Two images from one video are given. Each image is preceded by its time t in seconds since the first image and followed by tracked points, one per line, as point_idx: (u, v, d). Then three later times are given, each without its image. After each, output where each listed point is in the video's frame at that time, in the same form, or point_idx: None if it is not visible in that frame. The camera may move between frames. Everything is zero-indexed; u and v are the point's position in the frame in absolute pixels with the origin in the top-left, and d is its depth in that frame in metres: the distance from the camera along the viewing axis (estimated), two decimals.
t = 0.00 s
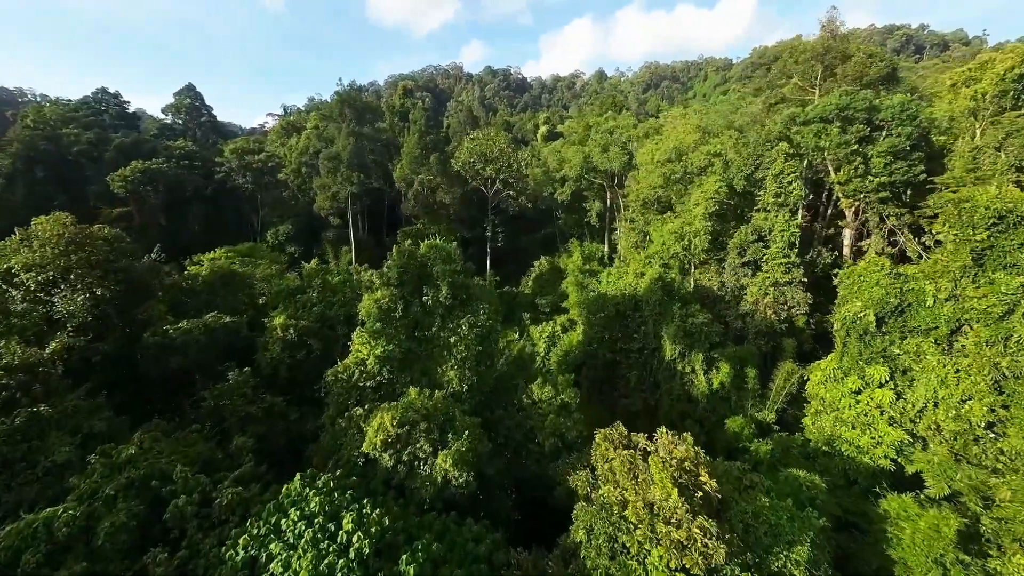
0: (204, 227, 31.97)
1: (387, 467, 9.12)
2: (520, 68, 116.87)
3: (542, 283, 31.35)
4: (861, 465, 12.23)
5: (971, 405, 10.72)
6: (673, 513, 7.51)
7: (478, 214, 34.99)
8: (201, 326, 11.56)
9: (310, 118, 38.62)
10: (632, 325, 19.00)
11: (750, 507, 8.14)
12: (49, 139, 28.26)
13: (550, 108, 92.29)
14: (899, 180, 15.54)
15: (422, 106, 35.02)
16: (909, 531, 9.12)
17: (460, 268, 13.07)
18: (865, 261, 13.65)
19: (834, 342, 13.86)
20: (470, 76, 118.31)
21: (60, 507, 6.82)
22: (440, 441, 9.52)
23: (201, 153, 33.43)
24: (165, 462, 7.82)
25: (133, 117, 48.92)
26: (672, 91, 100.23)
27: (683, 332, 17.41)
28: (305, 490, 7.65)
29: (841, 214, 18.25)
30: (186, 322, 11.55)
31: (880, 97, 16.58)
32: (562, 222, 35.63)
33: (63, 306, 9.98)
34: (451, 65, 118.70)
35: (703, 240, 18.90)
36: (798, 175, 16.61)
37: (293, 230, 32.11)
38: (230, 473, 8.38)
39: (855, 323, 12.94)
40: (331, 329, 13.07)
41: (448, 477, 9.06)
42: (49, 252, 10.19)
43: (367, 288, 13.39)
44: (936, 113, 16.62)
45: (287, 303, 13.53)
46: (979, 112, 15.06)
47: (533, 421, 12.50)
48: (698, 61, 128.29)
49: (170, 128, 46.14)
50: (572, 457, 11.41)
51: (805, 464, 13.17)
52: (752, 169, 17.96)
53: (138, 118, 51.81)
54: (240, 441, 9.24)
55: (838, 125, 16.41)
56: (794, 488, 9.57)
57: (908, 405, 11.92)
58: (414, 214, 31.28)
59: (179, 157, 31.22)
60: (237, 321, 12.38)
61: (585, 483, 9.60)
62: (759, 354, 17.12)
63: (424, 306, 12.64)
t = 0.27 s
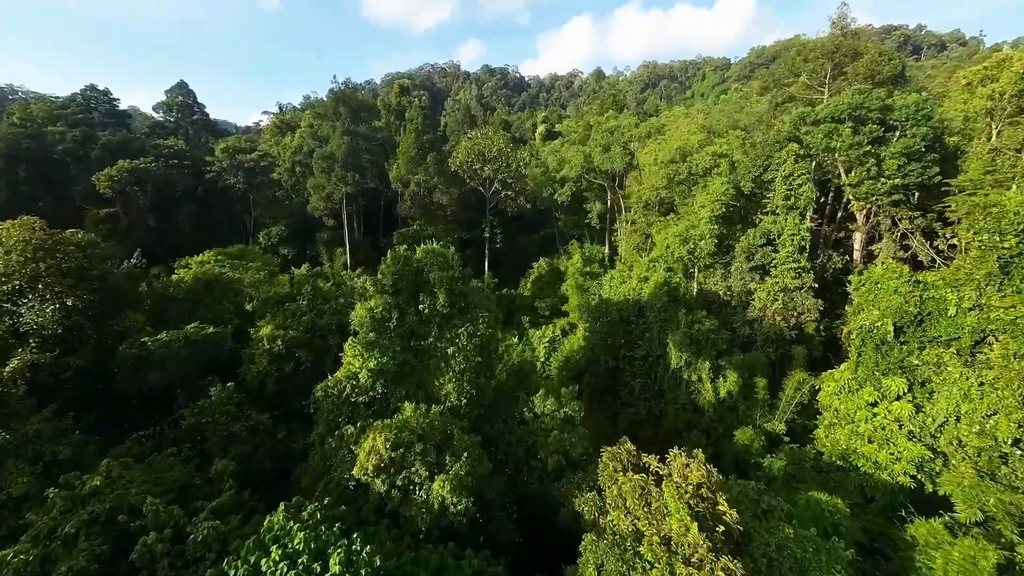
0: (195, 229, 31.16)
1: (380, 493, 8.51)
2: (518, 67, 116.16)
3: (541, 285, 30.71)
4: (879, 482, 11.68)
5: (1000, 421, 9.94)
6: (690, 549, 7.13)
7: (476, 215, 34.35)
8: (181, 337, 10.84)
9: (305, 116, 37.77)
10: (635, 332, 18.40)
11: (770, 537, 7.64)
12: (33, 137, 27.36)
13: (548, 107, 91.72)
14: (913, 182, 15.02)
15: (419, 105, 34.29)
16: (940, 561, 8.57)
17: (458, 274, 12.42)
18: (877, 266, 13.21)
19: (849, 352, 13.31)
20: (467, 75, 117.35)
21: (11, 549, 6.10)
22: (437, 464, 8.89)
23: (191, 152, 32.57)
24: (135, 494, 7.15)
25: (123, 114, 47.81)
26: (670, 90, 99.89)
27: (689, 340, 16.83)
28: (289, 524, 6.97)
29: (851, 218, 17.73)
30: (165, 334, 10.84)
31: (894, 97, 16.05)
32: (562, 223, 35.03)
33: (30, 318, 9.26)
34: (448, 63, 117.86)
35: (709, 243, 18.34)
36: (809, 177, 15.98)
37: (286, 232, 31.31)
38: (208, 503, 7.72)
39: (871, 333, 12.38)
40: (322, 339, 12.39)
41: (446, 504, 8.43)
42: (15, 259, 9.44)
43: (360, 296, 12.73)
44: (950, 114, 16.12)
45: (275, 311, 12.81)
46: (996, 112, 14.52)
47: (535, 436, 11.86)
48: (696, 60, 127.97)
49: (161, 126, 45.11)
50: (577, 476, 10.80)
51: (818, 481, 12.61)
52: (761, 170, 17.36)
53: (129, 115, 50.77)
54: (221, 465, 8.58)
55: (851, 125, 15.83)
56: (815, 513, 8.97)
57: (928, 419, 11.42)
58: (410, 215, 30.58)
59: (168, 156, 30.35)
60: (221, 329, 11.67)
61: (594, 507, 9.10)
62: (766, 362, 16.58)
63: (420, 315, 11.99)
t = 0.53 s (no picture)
0: (187, 230, 30.38)
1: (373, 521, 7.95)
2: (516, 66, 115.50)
3: (541, 288, 30.15)
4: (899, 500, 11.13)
5: None
6: None
7: (475, 216, 33.74)
8: (161, 349, 10.18)
9: (300, 115, 37.02)
10: (640, 338, 17.84)
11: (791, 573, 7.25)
12: (17, 135, 26.52)
13: (546, 106, 91.12)
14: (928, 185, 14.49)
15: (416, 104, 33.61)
16: None
17: (457, 281, 11.84)
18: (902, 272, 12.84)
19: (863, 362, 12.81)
20: (465, 74, 116.60)
21: None
22: (433, 488, 8.33)
23: (182, 151, 31.78)
24: (102, 529, 6.52)
25: (114, 112, 46.84)
26: (668, 90, 99.52)
27: (695, 347, 16.29)
28: (271, 562, 6.35)
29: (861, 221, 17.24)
30: (144, 346, 10.18)
31: (907, 96, 15.57)
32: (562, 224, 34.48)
33: None
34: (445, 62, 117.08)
35: (715, 246, 17.83)
36: (820, 179, 15.45)
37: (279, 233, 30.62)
38: (184, 536, 7.08)
39: (888, 342, 11.87)
40: (313, 349, 11.76)
41: (443, 533, 7.84)
42: None
43: (354, 304, 12.12)
44: (963, 114, 15.66)
45: (263, 320, 12.17)
46: (1012, 112, 14.07)
47: (538, 452, 11.26)
48: (694, 60, 127.77)
49: (152, 124, 44.23)
50: (582, 496, 10.22)
51: (833, 498, 12.07)
52: (769, 172, 16.82)
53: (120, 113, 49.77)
54: (201, 491, 7.97)
55: (863, 125, 15.31)
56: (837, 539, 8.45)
57: (948, 434, 10.91)
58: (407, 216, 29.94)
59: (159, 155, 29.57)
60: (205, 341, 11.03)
61: (601, 533, 8.63)
62: (774, 370, 16.09)
63: (416, 324, 11.38)
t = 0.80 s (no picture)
0: (177, 232, 29.62)
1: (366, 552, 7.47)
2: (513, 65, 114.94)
3: (541, 290, 29.60)
4: (921, 519, 10.63)
5: None
6: None
7: (473, 217, 33.15)
8: (140, 363, 9.56)
9: (295, 113, 36.27)
10: (644, 345, 17.30)
11: None
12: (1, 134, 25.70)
13: (544, 106, 90.45)
14: (944, 188, 14.00)
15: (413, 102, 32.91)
16: None
17: (455, 290, 11.27)
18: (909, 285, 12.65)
19: (879, 372, 12.27)
20: (463, 73, 115.79)
21: None
22: (430, 517, 7.84)
23: (173, 150, 31.00)
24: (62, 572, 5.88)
25: (104, 110, 45.89)
26: (666, 89, 99.09)
27: (701, 354, 15.78)
28: None
29: (872, 224, 16.76)
30: (121, 359, 9.55)
31: (921, 96, 15.12)
32: (562, 226, 33.93)
33: None
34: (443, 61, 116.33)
35: (721, 250, 17.36)
36: (832, 181, 14.93)
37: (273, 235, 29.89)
38: None
39: (908, 353, 11.34)
40: (303, 361, 11.16)
41: (441, 566, 7.32)
42: None
43: (347, 313, 11.53)
44: (978, 115, 15.22)
45: (250, 330, 11.54)
46: None
47: (541, 470, 10.69)
48: (692, 59, 127.53)
49: (144, 122, 43.30)
50: (589, 517, 9.65)
51: (849, 516, 11.58)
52: (778, 174, 16.31)
53: (111, 111, 48.78)
54: (180, 521, 7.45)
55: (876, 126, 14.80)
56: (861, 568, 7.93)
57: (970, 450, 10.51)
58: (404, 217, 29.30)
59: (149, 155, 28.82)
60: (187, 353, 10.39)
61: (612, 562, 8.42)
62: (783, 378, 15.62)
63: (413, 335, 10.79)
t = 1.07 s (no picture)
0: (167, 233, 28.90)
1: None
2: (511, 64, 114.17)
3: (541, 293, 28.99)
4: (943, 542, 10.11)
5: None
6: None
7: (471, 218, 32.50)
8: (112, 381, 8.95)
9: (289, 112, 35.46)
10: (649, 353, 16.71)
11: None
12: None
13: (542, 105, 89.71)
14: (962, 191, 13.47)
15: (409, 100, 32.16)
16: None
17: (454, 299, 10.66)
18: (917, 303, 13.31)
19: (898, 385, 11.74)
20: (461, 71, 114.96)
21: None
22: (428, 553, 7.49)
23: (163, 149, 30.16)
24: None
25: (94, 107, 44.82)
26: (664, 89, 98.60)
27: (709, 363, 15.21)
28: None
29: (885, 227, 16.22)
30: (93, 377, 8.94)
31: (937, 97, 14.64)
32: (561, 227, 33.31)
33: None
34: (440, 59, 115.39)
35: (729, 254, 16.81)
36: (845, 184, 14.41)
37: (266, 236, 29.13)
38: None
39: (930, 365, 10.87)
40: (292, 375, 10.53)
41: None
42: None
43: (339, 324, 10.90)
44: (996, 115, 14.71)
45: (235, 342, 10.88)
46: None
47: (545, 490, 10.10)
48: (691, 59, 127.17)
49: (135, 120, 42.33)
50: (596, 544, 9.08)
51: (866, 536, 11.05)
52: (789, 176, 15.76)
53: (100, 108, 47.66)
54: (151, 559, 7.09)
55: (892, 126, 14.26)
56: None
57: (997, 469, 9.98)
58: (401, 218, 28.63)
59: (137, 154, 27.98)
60: (166, 367, 9.83)
61: None
62: (794, 388, 15.05)
63: (409, 347, 10.20)
